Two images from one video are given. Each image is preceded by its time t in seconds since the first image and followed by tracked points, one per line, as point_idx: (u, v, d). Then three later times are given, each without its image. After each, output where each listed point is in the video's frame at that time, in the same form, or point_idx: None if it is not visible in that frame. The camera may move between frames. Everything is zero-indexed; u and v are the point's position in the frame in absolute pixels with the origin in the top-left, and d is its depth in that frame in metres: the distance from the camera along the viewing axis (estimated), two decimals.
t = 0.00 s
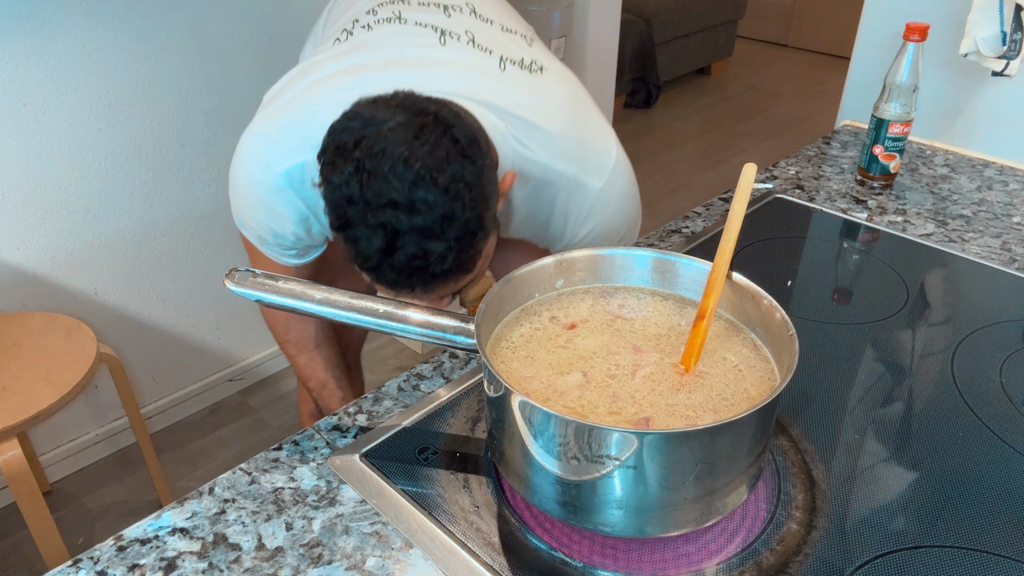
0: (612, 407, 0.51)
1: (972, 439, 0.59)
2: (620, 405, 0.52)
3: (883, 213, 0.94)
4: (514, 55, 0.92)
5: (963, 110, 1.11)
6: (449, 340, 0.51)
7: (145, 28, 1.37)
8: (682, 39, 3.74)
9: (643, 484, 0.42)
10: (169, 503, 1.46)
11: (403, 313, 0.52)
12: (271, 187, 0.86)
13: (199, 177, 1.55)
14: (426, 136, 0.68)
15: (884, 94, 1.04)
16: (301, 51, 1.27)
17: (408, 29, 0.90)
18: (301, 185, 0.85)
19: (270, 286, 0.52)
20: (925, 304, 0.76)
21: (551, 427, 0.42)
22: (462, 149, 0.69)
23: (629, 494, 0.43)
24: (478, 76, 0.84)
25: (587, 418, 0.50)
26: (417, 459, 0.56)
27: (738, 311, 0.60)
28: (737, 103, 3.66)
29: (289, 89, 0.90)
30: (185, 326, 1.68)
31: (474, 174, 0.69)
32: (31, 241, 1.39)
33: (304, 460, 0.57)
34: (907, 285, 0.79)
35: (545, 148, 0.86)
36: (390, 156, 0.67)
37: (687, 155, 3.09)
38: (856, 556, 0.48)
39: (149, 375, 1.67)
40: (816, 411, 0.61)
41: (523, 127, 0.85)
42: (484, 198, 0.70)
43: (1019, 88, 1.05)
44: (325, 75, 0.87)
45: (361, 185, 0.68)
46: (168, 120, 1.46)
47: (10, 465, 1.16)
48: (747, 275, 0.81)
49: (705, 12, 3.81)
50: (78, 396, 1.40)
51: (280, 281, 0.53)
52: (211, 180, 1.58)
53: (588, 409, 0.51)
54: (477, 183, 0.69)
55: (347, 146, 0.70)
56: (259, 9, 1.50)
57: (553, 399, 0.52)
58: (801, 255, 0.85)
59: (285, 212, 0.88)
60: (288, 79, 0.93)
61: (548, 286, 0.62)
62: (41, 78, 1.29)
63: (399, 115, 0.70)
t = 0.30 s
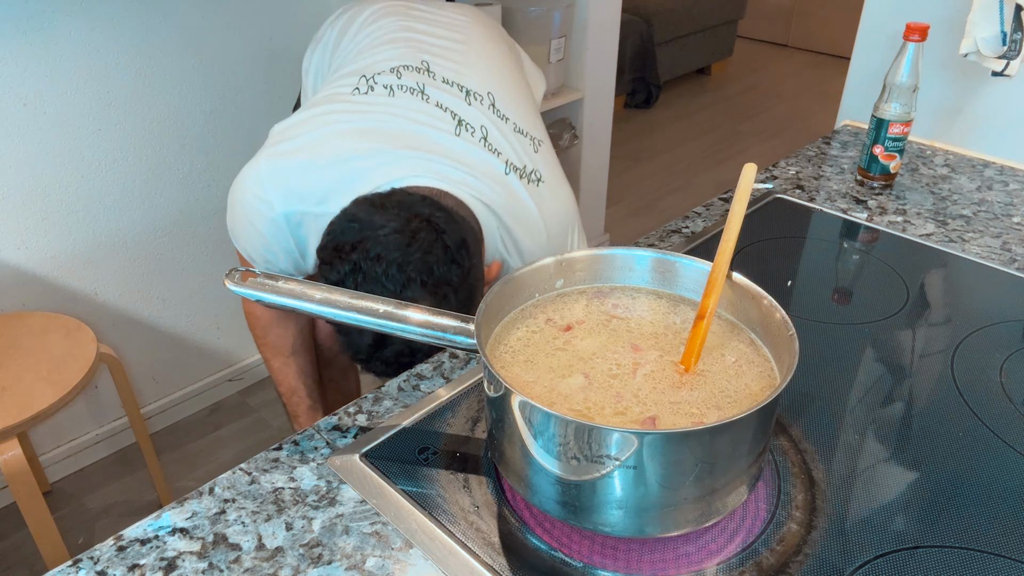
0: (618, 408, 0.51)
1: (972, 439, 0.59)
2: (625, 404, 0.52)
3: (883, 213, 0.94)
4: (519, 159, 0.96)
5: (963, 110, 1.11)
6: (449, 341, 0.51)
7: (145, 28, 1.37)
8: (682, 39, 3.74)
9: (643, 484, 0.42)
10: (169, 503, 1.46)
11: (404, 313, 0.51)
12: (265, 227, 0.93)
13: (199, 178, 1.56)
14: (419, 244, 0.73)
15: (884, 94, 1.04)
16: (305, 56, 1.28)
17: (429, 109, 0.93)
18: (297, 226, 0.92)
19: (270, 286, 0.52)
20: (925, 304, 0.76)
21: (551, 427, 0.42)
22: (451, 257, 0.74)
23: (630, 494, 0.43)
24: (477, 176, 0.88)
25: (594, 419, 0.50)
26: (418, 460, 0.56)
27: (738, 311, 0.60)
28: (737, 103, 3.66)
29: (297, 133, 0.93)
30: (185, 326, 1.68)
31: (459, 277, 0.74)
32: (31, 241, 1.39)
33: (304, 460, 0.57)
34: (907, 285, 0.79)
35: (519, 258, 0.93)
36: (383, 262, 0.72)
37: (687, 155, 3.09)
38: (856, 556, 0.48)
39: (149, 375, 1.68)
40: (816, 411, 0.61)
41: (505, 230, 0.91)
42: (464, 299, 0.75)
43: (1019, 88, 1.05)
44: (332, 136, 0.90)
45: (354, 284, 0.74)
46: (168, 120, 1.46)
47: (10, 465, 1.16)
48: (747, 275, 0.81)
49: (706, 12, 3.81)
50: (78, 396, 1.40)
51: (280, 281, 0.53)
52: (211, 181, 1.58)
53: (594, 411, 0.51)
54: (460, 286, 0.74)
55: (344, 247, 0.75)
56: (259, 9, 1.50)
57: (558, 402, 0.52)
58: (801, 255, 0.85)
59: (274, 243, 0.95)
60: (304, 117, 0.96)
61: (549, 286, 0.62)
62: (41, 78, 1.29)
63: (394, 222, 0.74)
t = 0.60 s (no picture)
0: (623, 408, 0.51)
1: (973, 439, 0.59)
2: (630, 404, 0.52)
3: (883, 213, 0.94)
4: (518, 66, 0.90)
5: (963, 110, 1.11)
6: (449, 341, 0.51)
7: (145, 28, 1.36)
8: (682, 39, 3.74)
9: (643, 484, 0.42)
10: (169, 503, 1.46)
11: (403, 313, 0.51)
12: (251, 160, 0.87)
13: (198, 177, 1.55)
14: (406, 140, 0.67)
15: (884, 94, 1.04)
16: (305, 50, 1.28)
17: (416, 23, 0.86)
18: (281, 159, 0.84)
19: (269, 285, 0.52)
20: (926, 304, 0.76)
21: (551, 427, 0.42)
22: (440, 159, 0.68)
23: (629, 494, 0.43)
24: (470, 83, 0.82)
25: (601, 421, 0.50)
26: (417, 460, 0.56)
27: (738, 311, 0.60)
28: (737, 103, 3.66)
29: (288, 58, 0.87)
30: (185, 326, 1.68)
31: (448, 186, 0.69)
32: (31, 241, 1.39)
33: (304, 460, 0.57)
34: (907, 285, 0.79)
35: (523, 163, 0.87)
36: (365, 156, 0.67)
37: (688, 154, 3.09)
38: (857, 556, 0.48)
39: (149, 375, 1.68)
40: (816, 411, 0.61)
41: (506, 139, 0.85)
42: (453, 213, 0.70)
43: (1019, 88, 1.05)
44: (316, 54, 0.83)
45: (331, 180, 0.69)
46: (167, 120, 1.46)
47: (10, 465, 1.16)
48: (747, 275, 0.81)
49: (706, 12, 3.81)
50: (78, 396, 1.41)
51: (280, 281, 0.53)
52: (211, 181, 1.58)
53: (600, 412, 0.51)
54: (450, 196, 0.69)
55: (322, 138, 0.69)
56: (258, 9, 1.50)
57: (563, 405, 0.52)
58: (801, 255, 0.85)
59: (263, 181, 0.88)
60: (294, 43, 0.90)
61: (548, 286, 0.62)
62: (40, 78, 1.29)
63: (379, 111, 0.68)
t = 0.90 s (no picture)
0: (627, 408, 0.51)
1: (973, 439, 0.59)
2: (633, 404, 0.52)
3: (883, 213, 0.94)
4: None
5: (963, 110, 1.11)
6: (449, 340, 0.51)
7: (145, 28, 1.37)
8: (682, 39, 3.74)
9: (643, 484, 0.42)
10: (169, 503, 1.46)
11: (404, 313, 0.52)
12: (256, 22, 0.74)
13: (199, 177, 1.55)
14: None
15: (884, 94, 1.04)
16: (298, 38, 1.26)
17: None
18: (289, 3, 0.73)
19: (270, 285, 0.52)
20: (926, 304, 0.76)
21: (552, 427, 0.42)
22: None
23: (629, 494, 0.43)
24: None
25: (607, 422, 0.50)
26: (418, 460, 0.56)
27: (738, 311, 0.60)
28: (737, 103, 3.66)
29: None
30: (185, 326, 1.68)
31: None
32: (31, 241, 1.39)
33: (304, 460, 0.57)
34: (908, 285, 0.79)
35: None
36: None
37: (687, 155, 3.09)
38: (857, 556, 0.48)
39: (149, 375, 1.67)
40: (816, 411, 0.61)
41: None
42: None
43: (1019, 88, 1.05)
44: None
45: None
46: (168, 119, 1.46)
47: (10, 465, 1.16)
48: (746, 275, 0.81)
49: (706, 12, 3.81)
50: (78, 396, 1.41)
51: (280, 281, 0.53)
52: (211, 181, 1.58)
53: (606, 414, 0.51)
54: None
55: None
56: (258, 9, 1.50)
57: (568, 408, 0.52)
58: (801, 255, 0.85)
59: (271, 44, 0.75)
60: None
61: (548, 286, 0.62)
62: (40, 78, 1.29)
63: None
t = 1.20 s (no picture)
0: (633, 407, 0.51)
1: (973, 438, 0.59)
2: (638, 404, 0.52)
3: (883, 213, 0.94)
4: None
5: (963, 111, 1.11)
6: (449, 340, 0.51)
7: (145, 28, 1.37)
8: (683, 39, 3.74)
9: (643, 484, 0.42)
10: (169, 503, 1.46)
11: (403, 313, 0.52)
12: None
13: (199, 177, 1.55)
14: None
15: (884, 94, 1.04)
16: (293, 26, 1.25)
17: None
18: None
19: (270, 285, 0.52)
20: (926, 304, 0.76)
21: (551, 426, 0.42)
22: None
23: (629, 494, 0.43)
24: None
25: (613, 423, 0.50)
26: (417, 460, 0.56)
27: (738, 310, 0.60)
28: (737, 103, 3.66)
29: None
30: (185, 326, 1.68)
31: None
32: (31, 241, 1.39)
33: (304, 460, 0.57)
34: (908, 285, 0.79)
35: None
36: None
37: (688, 155, 3.08)
38: (856, 556, 0.48)
39: (149, 374, 1.67)
40: (816, 411, 0.61)
41: None
42: None
43: (1019, 88, 1.05)
44: None
45: None
46: (167, 119, 1.46)
47: (10, 465, 1.16)
48: (747, 275, 0.81)
49: (706, 12, 3.81)
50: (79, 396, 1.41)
51: (280, 281, 0.53)
52: (211, 180, 1.58)
53: (612, 415, 0.51)
54: None
55: None
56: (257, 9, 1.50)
57: (573, 409, 0.52)
58: (801, 255, 0.85)
59: None
60: None
61: (549, 286, 0.62)
62: (40, 79, 1.29)
63: None
